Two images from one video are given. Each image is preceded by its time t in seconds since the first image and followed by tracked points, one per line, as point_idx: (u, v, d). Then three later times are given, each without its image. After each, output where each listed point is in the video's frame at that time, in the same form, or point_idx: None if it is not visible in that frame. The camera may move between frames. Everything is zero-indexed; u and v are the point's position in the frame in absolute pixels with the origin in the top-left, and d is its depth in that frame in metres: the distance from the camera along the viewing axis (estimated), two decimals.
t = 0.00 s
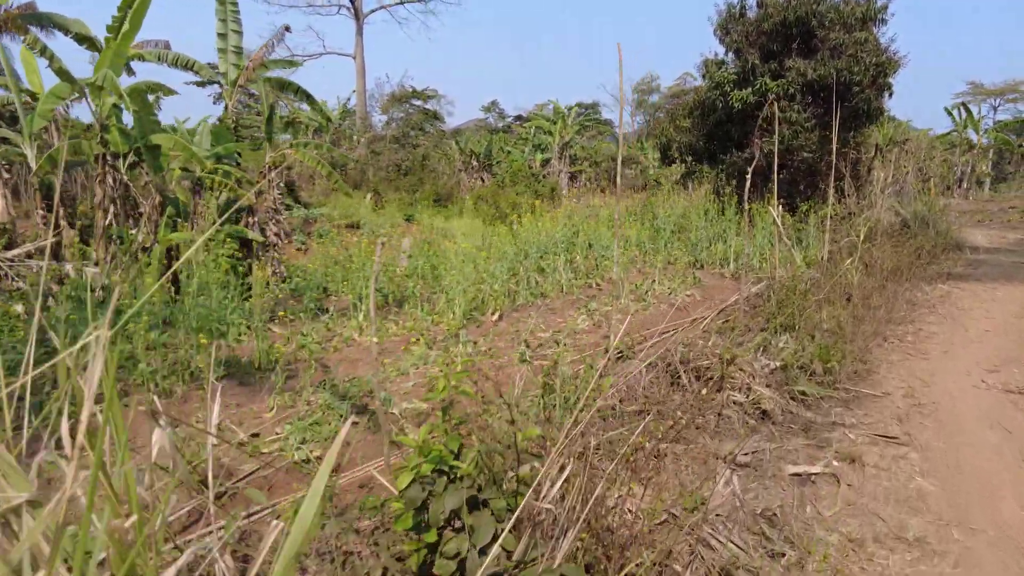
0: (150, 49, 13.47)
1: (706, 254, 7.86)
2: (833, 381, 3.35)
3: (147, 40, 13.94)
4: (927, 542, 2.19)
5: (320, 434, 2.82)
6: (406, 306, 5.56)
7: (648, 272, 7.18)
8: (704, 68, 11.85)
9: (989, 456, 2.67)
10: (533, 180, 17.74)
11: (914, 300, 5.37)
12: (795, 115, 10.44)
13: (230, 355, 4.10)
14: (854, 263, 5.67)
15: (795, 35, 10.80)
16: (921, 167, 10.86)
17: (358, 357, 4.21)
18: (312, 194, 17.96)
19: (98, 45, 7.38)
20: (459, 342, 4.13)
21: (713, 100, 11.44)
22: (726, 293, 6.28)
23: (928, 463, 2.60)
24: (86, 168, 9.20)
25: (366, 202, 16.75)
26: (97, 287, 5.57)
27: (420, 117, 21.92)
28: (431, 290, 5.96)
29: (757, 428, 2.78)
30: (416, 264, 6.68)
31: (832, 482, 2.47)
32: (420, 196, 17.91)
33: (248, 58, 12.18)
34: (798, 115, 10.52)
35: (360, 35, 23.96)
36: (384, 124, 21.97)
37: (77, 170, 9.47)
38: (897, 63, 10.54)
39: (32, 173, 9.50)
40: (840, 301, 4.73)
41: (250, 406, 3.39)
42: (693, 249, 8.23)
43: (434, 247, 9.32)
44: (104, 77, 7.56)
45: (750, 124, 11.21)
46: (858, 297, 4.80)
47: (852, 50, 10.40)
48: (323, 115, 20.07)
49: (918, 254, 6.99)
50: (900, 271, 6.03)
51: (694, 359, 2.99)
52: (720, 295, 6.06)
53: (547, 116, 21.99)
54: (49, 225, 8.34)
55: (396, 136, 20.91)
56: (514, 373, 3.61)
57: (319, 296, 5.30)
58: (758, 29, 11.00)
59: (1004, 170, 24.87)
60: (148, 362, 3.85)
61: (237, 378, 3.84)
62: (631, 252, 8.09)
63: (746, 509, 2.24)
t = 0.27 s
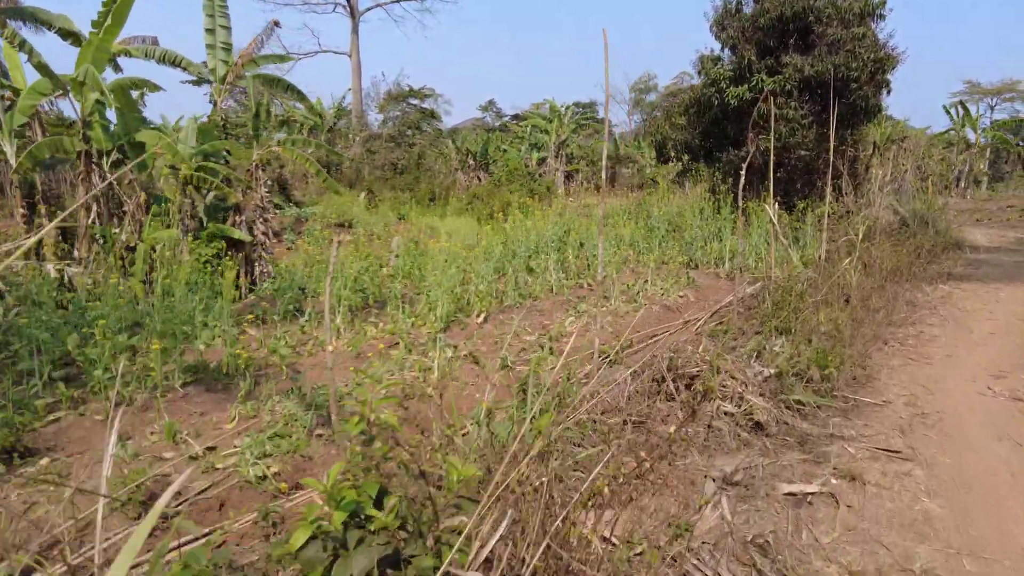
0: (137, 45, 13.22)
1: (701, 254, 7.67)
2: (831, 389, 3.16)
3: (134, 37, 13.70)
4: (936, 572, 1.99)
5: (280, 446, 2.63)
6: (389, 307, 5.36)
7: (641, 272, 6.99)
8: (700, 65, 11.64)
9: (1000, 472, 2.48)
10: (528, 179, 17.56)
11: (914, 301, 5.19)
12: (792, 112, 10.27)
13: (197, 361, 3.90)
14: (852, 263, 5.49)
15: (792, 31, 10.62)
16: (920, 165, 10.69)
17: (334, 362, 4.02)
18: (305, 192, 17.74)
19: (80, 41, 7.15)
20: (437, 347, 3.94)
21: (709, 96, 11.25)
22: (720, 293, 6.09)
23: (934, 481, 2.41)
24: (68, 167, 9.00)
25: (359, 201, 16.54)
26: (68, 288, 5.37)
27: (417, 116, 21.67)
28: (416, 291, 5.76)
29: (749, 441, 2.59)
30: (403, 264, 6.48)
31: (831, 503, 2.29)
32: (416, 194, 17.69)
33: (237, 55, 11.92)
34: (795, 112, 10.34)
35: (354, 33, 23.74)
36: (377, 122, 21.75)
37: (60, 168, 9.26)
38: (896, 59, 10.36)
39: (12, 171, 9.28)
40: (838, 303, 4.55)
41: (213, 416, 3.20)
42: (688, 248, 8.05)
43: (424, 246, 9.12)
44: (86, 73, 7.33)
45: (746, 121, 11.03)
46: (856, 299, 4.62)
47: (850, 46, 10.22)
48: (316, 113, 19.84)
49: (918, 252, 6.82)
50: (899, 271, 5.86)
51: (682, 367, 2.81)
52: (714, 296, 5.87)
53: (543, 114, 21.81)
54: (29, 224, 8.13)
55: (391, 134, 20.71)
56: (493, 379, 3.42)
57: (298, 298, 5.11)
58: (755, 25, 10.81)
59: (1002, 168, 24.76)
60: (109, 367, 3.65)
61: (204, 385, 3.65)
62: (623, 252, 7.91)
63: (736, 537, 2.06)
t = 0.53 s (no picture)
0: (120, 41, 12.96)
1: (690, 257, 7.55)
2: (818, 404, 3.04)
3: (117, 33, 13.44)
4: None
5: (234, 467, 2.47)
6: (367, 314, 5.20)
7: (628, 276, 6.86)
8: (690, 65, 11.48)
9: (996, 500, 2.34)
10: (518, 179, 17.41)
11: (905, 308, 5.08)
12: (783, 113, 10.17)
13: (160, 371, 3.73)
14: (842, 269, 5.37)
15: (783, 31, 10.52)
16: (911, 167, 10.61)
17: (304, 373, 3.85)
18: (294, 191, 17.54)
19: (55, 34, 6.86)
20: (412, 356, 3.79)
21: (699, 97, 11.11)
22: (708, 299, 5.97)
23: (925, 508, 2.28)
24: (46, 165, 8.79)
25: (348, 201, 16.34)
26: (35, 292, 5.18)
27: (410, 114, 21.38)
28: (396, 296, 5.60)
29: (731, 465, 2.45)
30: (384, 267, 6.33)
31: (816, 534, 2.16)
32: (406, 193, 17.51)
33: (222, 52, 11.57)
34: (786, 113, 10.24)
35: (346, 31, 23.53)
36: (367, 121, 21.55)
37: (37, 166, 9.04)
38: (887, 60, 10.27)
39: None
40: (827, 311, 4.43)
41: (170, 432, 3.03)
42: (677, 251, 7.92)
43: (410, 248, 8.96)
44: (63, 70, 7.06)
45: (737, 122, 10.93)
46: (846, 306, 4.51)
47: (841, 46, 10.12)
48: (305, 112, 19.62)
49: (908, 257, 6.71)
50: (889, 276, 5.75)
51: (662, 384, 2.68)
52: (702, 302, 5.75)
53: (535, 114, 21.66)
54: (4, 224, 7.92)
55: (382, 133, 20.51)
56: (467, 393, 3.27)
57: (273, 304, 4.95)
58: (746, 25, 10.69)
59: (992, 171, 24.82)
60: (66, 378, 3.48)
61: (165, 398, 3.48)
62: (611, 256, 7.77)
63: None
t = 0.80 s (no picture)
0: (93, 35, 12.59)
1: (670, 257, 7.45)
2: (794, 409, 2.93)
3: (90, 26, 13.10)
4: None
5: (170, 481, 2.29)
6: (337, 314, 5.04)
7: (607, 277, 6.73)
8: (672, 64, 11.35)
9: (976, 512, 2.22)
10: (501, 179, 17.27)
11: (885, 310, 4.99)
12: (764, 113, 10.13)
13: (108, 376, 3.53)
14: (821, 271, 5.29)
15: (765, 31, 10.47)
16: (892, 168, 10.58)
17: (261, 379, 3.67)
18: (274, 190, 17.27)
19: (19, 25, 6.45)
20: (375, 359, 3.63)
21: (681, 96, 11.02)
22: (688, 300, 5.85)
23: (902, 522, 2.16)
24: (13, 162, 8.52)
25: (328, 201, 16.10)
26: None
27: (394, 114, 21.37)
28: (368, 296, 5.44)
29: (700, 477, 2.33)
30: (357, 266, 6.16)
31: (786, 552, 2.03)
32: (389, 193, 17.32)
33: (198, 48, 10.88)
34: (768, 113, 10.19)
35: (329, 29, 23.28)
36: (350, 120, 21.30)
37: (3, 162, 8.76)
38: (869, 61, 10.24)
39: None
40: (806, 313, 4.34)
41: (110, 441, 2.84)
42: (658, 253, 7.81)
43: (386, 249, 8.77)
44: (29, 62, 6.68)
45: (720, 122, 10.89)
46: (825, 308, 4.42)
47: (823, 46, 10.07)
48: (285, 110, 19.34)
49: (888, 257, 6.65)
50: (868, 278, 5.66)
51: (630, 390, 2.56)
52: (681, 303, 5.63)
53: (519, 113, 21.54)
54: None
55: (367, 132, 20.33)
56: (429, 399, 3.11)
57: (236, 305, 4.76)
58: (728, 24, 10.62)
59: (971, 174, 25.09)
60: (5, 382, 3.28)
61: (111, 404, 3.28)
62: (590, 258, 7.65)
63: None
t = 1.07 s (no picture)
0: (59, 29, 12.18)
1: (649, 258, 7.29)
2: (768, 421, 2.78)
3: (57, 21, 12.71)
4: None
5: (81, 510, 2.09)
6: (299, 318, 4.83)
7: (585, 278, 6.56)
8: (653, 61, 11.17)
9: (959, 534, 2.07)
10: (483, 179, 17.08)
11: (865, 312, 4.86)
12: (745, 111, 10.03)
13: (43, 387, 3.29)
14: (799, 272, 5.15)
15: (746, 28, 10.37)
16: (873, 167, 10.51)
17: (211, 389, 3.46)
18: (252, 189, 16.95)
19: None
20: (332, 367, 3.45)
21: (662, 94, 10.87)
22: (665, 302, 5.71)
23: (880, 548, 2.01)
24: None
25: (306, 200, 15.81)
26: None
27: (380, 113, 21.58)
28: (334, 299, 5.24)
29: (665, 502, 2.20)
30: (326, 268, 5.96)
31: None
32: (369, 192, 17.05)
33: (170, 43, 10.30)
34: (748, 111, 10.10)
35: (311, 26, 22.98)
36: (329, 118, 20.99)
37: None
38: (850, 59, 10.15)
39: None
40: (783, 316, 4.22)
41: (32, 462, 2.61)
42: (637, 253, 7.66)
43: (360, 250, 8.55)
44: None
45: (701, 121, 10.79)
46: (803, 311, 4.29)
47: (804, 44, 9.95)
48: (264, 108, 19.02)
49: (869, 257, 6.53)
50: (847, 279, 5.54)
51: (593, 403, 2.43)
52: (659, 305, 5.47)
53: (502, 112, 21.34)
54: None
55: (348, 131, 20.04)
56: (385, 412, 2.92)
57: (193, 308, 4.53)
58: (709, 21, 10.50)
59: (952, 173, 25.25)
60: None
61: (43, 419, 3.06)
62: (567, 260, 7.47)
63: None
